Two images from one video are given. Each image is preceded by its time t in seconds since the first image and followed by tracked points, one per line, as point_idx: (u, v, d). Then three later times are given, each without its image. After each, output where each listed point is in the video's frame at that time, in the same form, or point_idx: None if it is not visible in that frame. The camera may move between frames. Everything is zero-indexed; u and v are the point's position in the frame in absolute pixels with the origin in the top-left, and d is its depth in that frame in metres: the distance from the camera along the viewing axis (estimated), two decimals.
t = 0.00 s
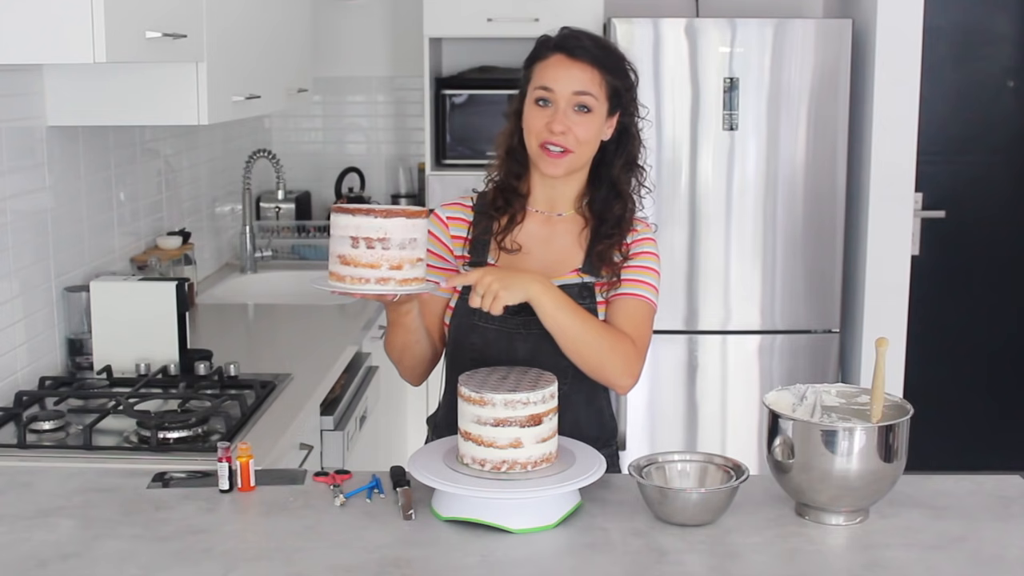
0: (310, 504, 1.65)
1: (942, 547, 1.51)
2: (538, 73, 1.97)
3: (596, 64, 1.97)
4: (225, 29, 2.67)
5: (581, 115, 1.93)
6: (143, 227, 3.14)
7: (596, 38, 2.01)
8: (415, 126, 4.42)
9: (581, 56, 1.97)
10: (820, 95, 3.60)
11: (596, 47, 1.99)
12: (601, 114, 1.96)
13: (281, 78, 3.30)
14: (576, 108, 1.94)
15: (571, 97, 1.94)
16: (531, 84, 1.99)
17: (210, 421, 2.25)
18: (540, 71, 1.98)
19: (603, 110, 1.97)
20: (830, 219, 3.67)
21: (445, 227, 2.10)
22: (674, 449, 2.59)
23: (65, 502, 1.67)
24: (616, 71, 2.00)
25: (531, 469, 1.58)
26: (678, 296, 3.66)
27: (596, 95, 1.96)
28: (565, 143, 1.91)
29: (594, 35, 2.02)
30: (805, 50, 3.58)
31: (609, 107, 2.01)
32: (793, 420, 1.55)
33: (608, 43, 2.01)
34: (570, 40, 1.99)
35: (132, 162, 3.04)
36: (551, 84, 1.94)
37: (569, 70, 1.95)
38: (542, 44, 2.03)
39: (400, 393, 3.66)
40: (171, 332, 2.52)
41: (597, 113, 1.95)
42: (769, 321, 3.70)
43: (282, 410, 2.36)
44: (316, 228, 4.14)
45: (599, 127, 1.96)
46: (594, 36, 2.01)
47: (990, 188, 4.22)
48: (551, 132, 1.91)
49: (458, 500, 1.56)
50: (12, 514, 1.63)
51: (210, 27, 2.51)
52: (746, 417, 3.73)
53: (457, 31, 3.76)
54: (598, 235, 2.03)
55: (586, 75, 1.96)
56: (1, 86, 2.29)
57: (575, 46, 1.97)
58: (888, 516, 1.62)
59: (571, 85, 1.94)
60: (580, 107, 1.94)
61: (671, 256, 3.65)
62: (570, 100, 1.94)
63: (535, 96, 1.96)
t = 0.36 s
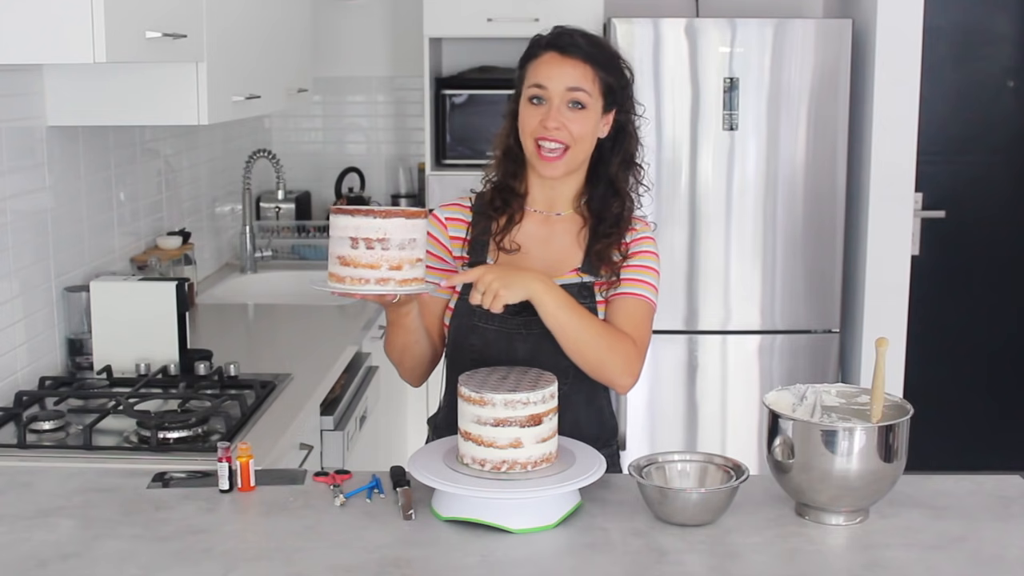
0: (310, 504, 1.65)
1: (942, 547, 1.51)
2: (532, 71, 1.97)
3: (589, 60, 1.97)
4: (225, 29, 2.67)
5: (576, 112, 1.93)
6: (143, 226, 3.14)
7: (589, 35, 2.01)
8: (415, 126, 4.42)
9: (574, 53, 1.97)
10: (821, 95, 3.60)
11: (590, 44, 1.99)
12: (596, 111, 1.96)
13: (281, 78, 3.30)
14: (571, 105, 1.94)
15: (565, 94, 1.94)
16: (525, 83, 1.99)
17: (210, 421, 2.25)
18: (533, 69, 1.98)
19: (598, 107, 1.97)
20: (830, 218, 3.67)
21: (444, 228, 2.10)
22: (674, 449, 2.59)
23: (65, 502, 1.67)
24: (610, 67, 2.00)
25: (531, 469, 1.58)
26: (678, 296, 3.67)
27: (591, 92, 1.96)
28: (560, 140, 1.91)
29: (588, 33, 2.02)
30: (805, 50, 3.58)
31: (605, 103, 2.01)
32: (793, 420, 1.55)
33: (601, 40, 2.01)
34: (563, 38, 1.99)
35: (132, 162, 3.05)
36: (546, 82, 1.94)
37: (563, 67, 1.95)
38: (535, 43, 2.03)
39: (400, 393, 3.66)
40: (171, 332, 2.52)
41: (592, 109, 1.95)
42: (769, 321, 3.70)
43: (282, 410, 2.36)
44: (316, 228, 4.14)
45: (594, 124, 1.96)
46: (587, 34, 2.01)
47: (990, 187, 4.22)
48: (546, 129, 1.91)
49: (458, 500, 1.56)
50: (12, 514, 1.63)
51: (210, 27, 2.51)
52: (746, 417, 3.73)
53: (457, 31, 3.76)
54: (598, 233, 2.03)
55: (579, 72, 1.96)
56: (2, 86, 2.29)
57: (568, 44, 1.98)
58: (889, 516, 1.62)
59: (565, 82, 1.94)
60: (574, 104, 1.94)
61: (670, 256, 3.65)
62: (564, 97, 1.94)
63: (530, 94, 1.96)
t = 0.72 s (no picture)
0: (310, 504, 1.65)
1: (942, 547, 1.51)
2: (509, 70, 1.98)
3: (565, 52, 1.98)
4: (225, 29, 2.67)
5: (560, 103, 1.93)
6: (143, 226, 3.14)
7: (562, 28, 2.02)
8: (415, 126, 4.42)
9: (550, 46, 1.97)
10: (821, 94, 3.60)
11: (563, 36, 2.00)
12: (579, 100, 1.96)
13: (281, 78, 3.30)
14: (552, 96, 1.95)
15: (545, 87, 1.94)
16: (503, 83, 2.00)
17: (210, 421, 2.25)
18: (510, 67, 1.98)
19: (580, 96, 1.98)
20: (830, 218, 3.67)
21: (442, 228, 2.09)
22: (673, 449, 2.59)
23: (65, 502, 1.67)
24: (587, 56, 2.01)
25: (531, 469, 1.58)
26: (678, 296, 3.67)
27: (571, 81, 1.96)
28: (548, 132, 1.91)
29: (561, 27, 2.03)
30: (805, 50, 3.58)
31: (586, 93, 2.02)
32: (793, 420, 1.55)
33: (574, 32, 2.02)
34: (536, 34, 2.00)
35: (132, 163, 3.05)
36: (523, 77, 1.95)
37: (540, 61, 1.96)
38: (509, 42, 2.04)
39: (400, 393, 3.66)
40: (171, 332, 2.52)
41: (574, 99, 1.96)
42: (769, 321, 3.71)
43: (282, 410, 2.36)
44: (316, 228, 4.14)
45: (580, 113, 1.96)
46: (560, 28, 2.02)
47: (991, 187, 4.21)
48: (534, 124, 1.91)
49: (458, 500, 1.56)
50: (12, 514, 1.63)
51: (210, 27, 2.51)
52: (746, 417, 3.73)
53: (458, 31, 3.76)
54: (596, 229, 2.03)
55: (557, 64, 1.96)
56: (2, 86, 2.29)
57: (542, 39, 1.98)
58: (888, 516, 1.62)
59: (544, 75, 1.95)
60: (556, 95, 1.95)
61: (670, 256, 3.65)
62: (545, 90, 1.94)
63: (511, 92, 1.96)
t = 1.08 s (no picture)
0: (310, 504, 1.65)
1: (942, 547, 1.51)
2: (498, 69, 1.97)
3: (553, 50, 1.98)
4: (225, 28, 2.67)
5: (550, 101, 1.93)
6: (143, 226, 3.14)
7: (549, 26, 2.01)
8: (415, 126, 4.42)
9: (537, 45, 1.97)
10: (820, 94, 3.60)
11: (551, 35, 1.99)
12: (568, 97, 1.96)
13: (281, 78, 3.30)
14: (542, 95, 1.94)
15: (535, 85, 1.94)
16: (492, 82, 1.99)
17: (210, 421, 2.25)
18: (499, 66, 1.98)
19: (569, 94, 1.97)
20: (830, 218, 3.67)
21: (435, 233, 2.09)
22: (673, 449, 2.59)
23: (65, 502, 1.67)
24: (575, 54, 2.00)
25: (531, 469, 1.58)
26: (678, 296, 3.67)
27: (559, 79, 1.96)
28: (539, 130, 1.91)
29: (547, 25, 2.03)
30: (805, 50, 3.58)
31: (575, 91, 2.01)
32: (793, 420, 1.55)
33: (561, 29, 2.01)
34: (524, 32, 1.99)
35: (132, 163, 3.05)
36: (513, 76, 1.94)
37: (528, 60, 1.95)
38: (497, 41, 2.03)
39: (400, 393, 3.66)
40: (171, 332, 2.52)
41: (563, 97, 1.95)
42: (769, 321, 3.70)
43: (282, 410, 2.36)
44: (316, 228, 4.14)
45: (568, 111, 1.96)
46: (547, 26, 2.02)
47: (991, 187, 4.21)
48: (524, 123, 1.90)
49: (458, 500, 1.56)
50: (12, 514, 1.63)
51: (210, 27, 2.51)
52: (746, 417, 3.73)
53: (458, 32, 3.76)
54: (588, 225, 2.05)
55: (546, 62, 1.96)
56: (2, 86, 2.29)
57: (530, 38, 1.97)
58: (889, 516, 1.62)
59: (533, 74, 1.94)
60: (546, 93, 1.94)
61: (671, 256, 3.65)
62: (535, 89, 1.94)
63: (500, 91, 1.95)
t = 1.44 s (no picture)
0: (310, 504, 1.65)
1: (942, 547, 1.51)
2: (497, 69, 1.97)
3: (552, 49, 1.98)
4: (224, 28, 2.67)
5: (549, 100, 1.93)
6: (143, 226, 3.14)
7: (547, 27, 2.02)
8: (415, 126, 4.42)
9: (536, 45, 1.97)
10: (820, 94, 3.60)
11: (549, 35, 2.00)
12: (568, 96, 1.96)
13: (281, 78, 3.30)
14: (541, 94, 1.94)
15: (534, 84, 1.94)
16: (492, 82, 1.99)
17: (210, 421, 2.25)
18: (498, 66, 1.98)
19: (569, 93, 1.97)
20: (830, 218, 3.67)
21: (434, 233, 2.08)
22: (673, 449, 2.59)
23: (65, 502, 1.67)
24: (574, 53, 2.01)
25: (531, 469, 1.58)
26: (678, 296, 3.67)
27: (558, 78, 1.96)
28: (538, 129, 1.91)
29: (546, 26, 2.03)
30: (805, 49, 3.58)
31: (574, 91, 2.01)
32: (793, 420, 1.55)
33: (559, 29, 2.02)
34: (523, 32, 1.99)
35: (132, 163, 3.05)
36: (511, 75, 1.94)
37: (527, 60, 1.96)
38: (496, 42, 2.04)
39: (400, 393, 3.66)
40: (171, 332, 2.52)
41: (563, 96, 1.95)
42: (769, 321, 3.70)
43: (282, 410, 2.36)
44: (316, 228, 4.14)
45: (568, 110, 1.95)
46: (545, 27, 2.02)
47: (990, 186, 4.21)
48: (523, 121, 1.90)
49: (458, 500, 1.56)
50: (12, 514, 1.63)
51: (210, 26, 2.51)
52: (746, 416, 3.73)
53: (458, 32, 3.76)
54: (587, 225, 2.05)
55: (544, 62, 1.96)
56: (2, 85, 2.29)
57: (529, 38, 1.98)
58: (888, 516, 1.61)
59: (532, 73, 1.94)
60: (545, 92, 1.94)
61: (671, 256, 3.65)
62: (534, 88, 1.94)
63: (500, 90, 1.95)
